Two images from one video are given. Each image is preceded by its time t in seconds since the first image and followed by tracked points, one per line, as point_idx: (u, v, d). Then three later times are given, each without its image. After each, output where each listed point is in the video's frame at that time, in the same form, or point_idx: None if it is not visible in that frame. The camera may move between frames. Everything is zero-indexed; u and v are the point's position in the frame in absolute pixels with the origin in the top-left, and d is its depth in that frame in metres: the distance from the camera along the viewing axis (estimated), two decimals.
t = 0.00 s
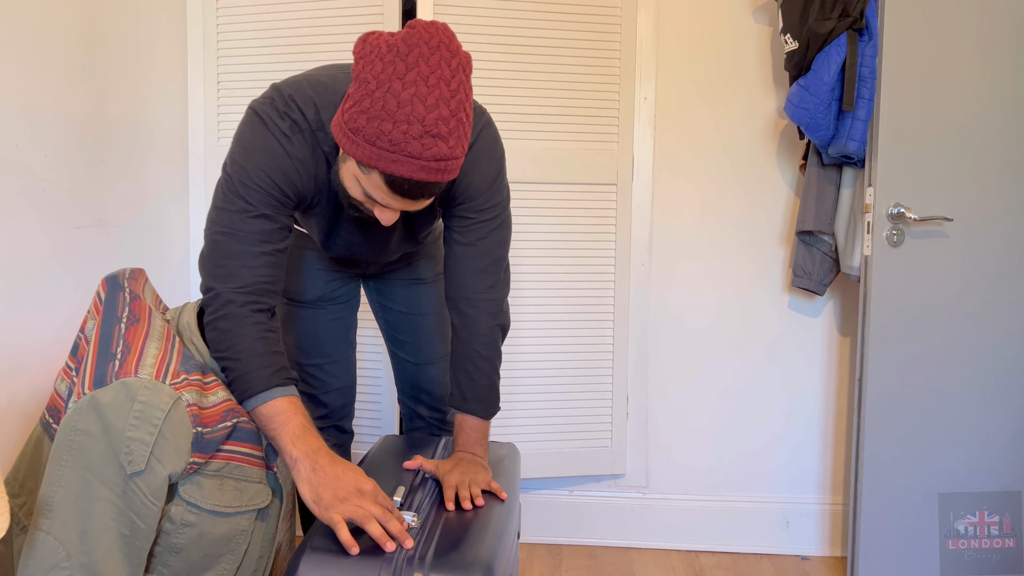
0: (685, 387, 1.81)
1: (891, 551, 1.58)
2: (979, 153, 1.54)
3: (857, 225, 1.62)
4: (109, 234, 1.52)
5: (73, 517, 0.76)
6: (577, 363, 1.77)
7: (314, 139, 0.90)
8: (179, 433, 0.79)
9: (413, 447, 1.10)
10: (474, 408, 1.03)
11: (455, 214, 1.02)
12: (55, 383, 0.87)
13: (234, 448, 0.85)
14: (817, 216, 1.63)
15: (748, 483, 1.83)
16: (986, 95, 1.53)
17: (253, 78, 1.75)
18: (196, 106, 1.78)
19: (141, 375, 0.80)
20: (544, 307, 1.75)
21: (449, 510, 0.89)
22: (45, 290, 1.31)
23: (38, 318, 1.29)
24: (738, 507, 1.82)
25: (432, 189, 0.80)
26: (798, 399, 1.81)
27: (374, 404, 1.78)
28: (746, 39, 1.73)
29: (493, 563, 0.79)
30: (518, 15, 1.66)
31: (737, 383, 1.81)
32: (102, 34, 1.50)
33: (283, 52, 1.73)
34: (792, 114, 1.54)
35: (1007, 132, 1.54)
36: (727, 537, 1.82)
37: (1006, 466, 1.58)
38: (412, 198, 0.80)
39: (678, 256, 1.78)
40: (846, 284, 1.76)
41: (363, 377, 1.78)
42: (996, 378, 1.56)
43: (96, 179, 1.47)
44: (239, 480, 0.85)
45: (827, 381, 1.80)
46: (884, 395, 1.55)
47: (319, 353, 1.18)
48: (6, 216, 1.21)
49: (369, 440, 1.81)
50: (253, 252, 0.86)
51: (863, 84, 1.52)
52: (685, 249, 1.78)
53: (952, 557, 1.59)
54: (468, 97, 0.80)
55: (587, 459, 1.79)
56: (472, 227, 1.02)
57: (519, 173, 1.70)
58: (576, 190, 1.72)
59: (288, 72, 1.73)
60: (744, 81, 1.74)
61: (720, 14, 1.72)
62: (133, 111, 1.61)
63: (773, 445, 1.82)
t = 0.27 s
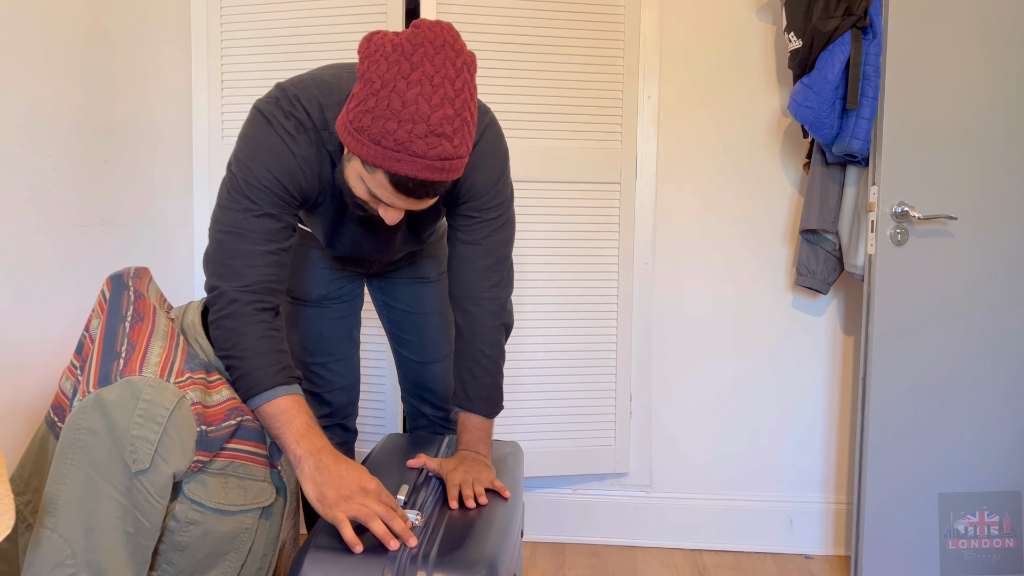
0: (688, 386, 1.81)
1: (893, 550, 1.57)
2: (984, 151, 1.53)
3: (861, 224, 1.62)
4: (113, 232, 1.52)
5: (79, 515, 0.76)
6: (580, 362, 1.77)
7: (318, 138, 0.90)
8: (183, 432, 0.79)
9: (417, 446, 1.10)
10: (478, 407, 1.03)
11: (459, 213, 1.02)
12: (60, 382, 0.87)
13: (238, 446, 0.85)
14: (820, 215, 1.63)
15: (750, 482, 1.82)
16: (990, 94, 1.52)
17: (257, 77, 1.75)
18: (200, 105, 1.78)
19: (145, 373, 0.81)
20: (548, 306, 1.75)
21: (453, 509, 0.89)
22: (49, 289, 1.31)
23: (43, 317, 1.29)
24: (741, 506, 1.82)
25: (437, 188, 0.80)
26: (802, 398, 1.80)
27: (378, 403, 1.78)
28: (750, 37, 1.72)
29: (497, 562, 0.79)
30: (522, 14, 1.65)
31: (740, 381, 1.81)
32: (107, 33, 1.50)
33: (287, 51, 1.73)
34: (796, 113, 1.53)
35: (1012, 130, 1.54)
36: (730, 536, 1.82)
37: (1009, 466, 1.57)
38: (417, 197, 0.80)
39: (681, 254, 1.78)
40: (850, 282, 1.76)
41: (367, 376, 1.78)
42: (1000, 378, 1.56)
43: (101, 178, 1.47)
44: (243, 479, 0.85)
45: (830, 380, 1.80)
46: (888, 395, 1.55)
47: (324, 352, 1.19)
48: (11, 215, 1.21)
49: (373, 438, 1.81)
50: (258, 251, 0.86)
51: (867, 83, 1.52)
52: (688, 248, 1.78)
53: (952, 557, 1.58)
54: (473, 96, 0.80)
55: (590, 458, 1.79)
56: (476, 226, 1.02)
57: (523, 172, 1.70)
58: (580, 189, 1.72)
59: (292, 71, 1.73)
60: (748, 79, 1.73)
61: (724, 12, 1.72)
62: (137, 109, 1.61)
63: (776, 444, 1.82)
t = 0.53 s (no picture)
0: (691, 385, 1.81)
1: (896, 549, 1.57)
2: (988, 150, 1.53)
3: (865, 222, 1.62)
4: (117, 231, 1.52)
5: (83, 513, 0.76)
6: (583, 361, 1.77)
7: (322, 137, 0.90)
8: (187, 430, 0.79)
9: (420, 444, 1.10)
10: (482, 406, 1.03)
11: (462, 211, 1.02)
12: (64, 380, 0.88)
13: (242, 445, 0.85)
14: (824, 214, 1.63)
15: (753, 481, 1.82)
16: (995, 92, 1.52)
17: (260, 76, 1.75)
18: (203, 104, 1.79)
19: (149, 372, 0.81)
20: (551, 304, 1.75)
21: (456, 508, 0.89)
22: (53, 288, 1.31)
23: (48, 315, 1.30)
24: (744, 505, 1.82)
25: (441, 188, 0.80)
26: (805, 397, 1.80)
27: (382, 401, 1.78)
28: (754, 35, 1.72)
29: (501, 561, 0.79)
30: (526, 12, 1.65)
31: (743, 380, 1.81)
32: (112, 32, 1.50)
33: (290, 50, 1.73)
34: (800, 112, 1.53)
35: (1017, 128, 1.53)
36: (732, 535, 1.82)
37: (1012, 465, 1.57)
38: (421, 197, 0.80)
39: (685, 253, 1.78)
40: (854, 281, 1.76)
41: (370, 374, 1.78)
42: (1004, 377, 1.56)
43: (106, 177, 1.48)
44: (247, 477, 0.85)
45: (834, 379, 1.79)
46: (891, 394, 1.54)
47: (328, 351, 1.19)
48: (15, 214, 1.21)
49: (377, 437, 1.81)
50: (262, 250, 0.86)
51: (871, 81, 1.50)
52: (691, 247, 1.78)
53: (952, 557, 1.58)
54: (477, 95, 0.80)
55: (593, 456, 1.79)
56: (479, 224, 1.02)
57: (526, 170, 1.70)
58: (583, 187, 1.72)
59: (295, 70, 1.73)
60: (752, 77, 1.73)
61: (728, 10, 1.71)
62: (141, 107, 1.61)
63: (778, 443, 1.81)
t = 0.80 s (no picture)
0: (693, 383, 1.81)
1: (898, 548, 1.57)
2: (990, 148, 1.52)
3: (867, 221, 1.61)
4: (120, 229, 1.53)
5: (85, 510, 0.76)
6: (585, 359, 1.77)
7: (324, 136, 0.90)
8: (189, 428, 0.79)
9: (422, 442, 1.10)
10: (483, 404, 1.03)
11: (464, 210, 1.02)
12: (68, 378, 0.88)
13: (244, 442, 0.85)
14: (826, 212, 1.62)
15: (755, 479, 1.82)
16: (998, 90, 1.51)
17: (263, 75, 1.76)
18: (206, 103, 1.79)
19: (151, 369, 0.81)
20: (553, 302, 1.75)
21: (458, 505, 0.89)
22: (55, 287, 1.31)
23: (51, 313, 1.30)
24: (746, 503, 1.82)
25: (443, 187, 0.80)
26: (807, 395, 1.80)
27: (384, 399, 1.78)
28: (756, 33, 1.71)
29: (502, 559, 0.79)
30: (527, 11, 1.65)
31: (745, 378, 1.80)
32: (114, 31, 1.50)
33: (292, 48, 1.73)
34: (802, 110, 1.53)
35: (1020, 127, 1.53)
36: (735, 533, 1.82)
37: (1014, 464, 1.57)
38: (423, 196, 0.80)
39: (687, 251, 1.78)
40: (856, 279, 1.75)
41: (372, 372, 1.79)
42: (1007, 375, 1.55)
43: (109, 175, 1.48)
44: (248, 474, 0.85)
45: (836, 377, 1.79)
46: (893, 392, 1.54)
47: (330, 349, 1.19)
48: (18, 212, 1.21)
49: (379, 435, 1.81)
50: (264, 248, 0.86)
51: (873, 79, 1.50)
52: (693, 245, 1.77)
53: (952, 557, 1.58)
54: (479, 94, 0.80)
55: (595, 454, 1.79)
56: (481, 223, 1.02)
57: (528, 168, 1.70)
58: (584, 185, 1.71)
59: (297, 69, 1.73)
60: (754, 75, 1.73)
61: (730, 8, 1.71)
62: (143, 106, 1.61)
63: (780, 441, 1.81)
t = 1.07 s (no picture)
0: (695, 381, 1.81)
1: (899, 547, 1.57)
2: (992, 146, 1.52)
3: (869, 219, 1.61)
4: (122, 228, 1.53)
5: (87, 508, 0.76)
6: (586, 357, 1.76)
7: (325, 133, 0.90)
8: (191, 426, 0.80)
9: (423, 440, 1.10)
10: (484, 402, 1.03)
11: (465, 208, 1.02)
12: (69, 375, 0.88)
13: (245, 440, 0.85)
14: (828, 210, 1.62)
15: (756, 477, 1.82)
16: (1000, 87, 1.51)
17: (264, 73, 1.76)
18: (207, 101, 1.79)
19: (153, 367, 0.81)
20: (554, 300, 1.74)
21: (458, 503, 0.89)
22: (57, 285, 1.32)
23: (53, 312, 1.30)
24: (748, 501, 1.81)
25: (443, 185, 0.80)
26: (809, 394, 1.80)
27: (385, 397, 1.79)
28: (757, 31, 1.71)
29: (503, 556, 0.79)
30: (528, 8, 1.65)
31: (747, 376, 1.80)
32: (116, 30, 1.50)
33: (294, 47, 1.73)
34: (804, 107, 1.52)
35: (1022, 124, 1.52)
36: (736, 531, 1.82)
37: (1016, 463, 1.56)
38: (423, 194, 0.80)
39: (688, 249, 1.77)
40: (858, 277, 1.75)
41: (374, 370, 1.79)
42: (1009, 374, 1.55)
43: (111, 174, 1.48)
44: (250, 472, 0.85)
45: (838, 376, 1.79)
46: (895, 391, 1.54)
47: (331, 347, 1.19)
48: (19, 212, 1.21)
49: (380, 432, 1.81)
50: (265, 246, 0.86)
51: (875, 77, 1.50)
52: (695, 243, 1.77)
53: (952, 557, 1.58)
54: (479, 92, 0.79)
55: (596, 453, 1.79)
56: (481, 221, 1.02)
57: (530, 166, 1.69)
58: (586, 184, 1.71)
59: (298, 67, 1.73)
60: (756, 73, 1.72)
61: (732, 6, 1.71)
62: (144, 104, 1.61)
63: (782, 439, 1.81)
